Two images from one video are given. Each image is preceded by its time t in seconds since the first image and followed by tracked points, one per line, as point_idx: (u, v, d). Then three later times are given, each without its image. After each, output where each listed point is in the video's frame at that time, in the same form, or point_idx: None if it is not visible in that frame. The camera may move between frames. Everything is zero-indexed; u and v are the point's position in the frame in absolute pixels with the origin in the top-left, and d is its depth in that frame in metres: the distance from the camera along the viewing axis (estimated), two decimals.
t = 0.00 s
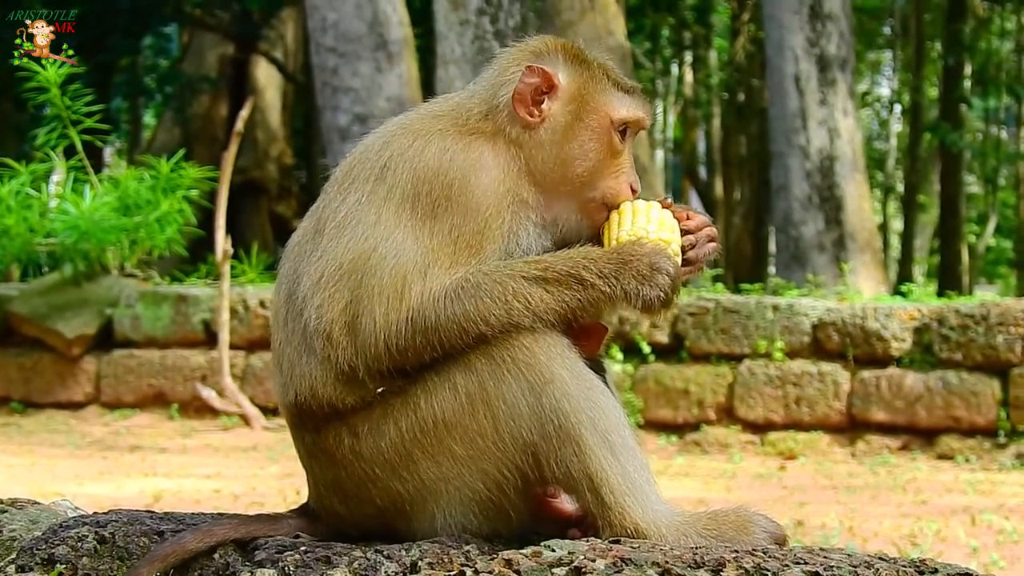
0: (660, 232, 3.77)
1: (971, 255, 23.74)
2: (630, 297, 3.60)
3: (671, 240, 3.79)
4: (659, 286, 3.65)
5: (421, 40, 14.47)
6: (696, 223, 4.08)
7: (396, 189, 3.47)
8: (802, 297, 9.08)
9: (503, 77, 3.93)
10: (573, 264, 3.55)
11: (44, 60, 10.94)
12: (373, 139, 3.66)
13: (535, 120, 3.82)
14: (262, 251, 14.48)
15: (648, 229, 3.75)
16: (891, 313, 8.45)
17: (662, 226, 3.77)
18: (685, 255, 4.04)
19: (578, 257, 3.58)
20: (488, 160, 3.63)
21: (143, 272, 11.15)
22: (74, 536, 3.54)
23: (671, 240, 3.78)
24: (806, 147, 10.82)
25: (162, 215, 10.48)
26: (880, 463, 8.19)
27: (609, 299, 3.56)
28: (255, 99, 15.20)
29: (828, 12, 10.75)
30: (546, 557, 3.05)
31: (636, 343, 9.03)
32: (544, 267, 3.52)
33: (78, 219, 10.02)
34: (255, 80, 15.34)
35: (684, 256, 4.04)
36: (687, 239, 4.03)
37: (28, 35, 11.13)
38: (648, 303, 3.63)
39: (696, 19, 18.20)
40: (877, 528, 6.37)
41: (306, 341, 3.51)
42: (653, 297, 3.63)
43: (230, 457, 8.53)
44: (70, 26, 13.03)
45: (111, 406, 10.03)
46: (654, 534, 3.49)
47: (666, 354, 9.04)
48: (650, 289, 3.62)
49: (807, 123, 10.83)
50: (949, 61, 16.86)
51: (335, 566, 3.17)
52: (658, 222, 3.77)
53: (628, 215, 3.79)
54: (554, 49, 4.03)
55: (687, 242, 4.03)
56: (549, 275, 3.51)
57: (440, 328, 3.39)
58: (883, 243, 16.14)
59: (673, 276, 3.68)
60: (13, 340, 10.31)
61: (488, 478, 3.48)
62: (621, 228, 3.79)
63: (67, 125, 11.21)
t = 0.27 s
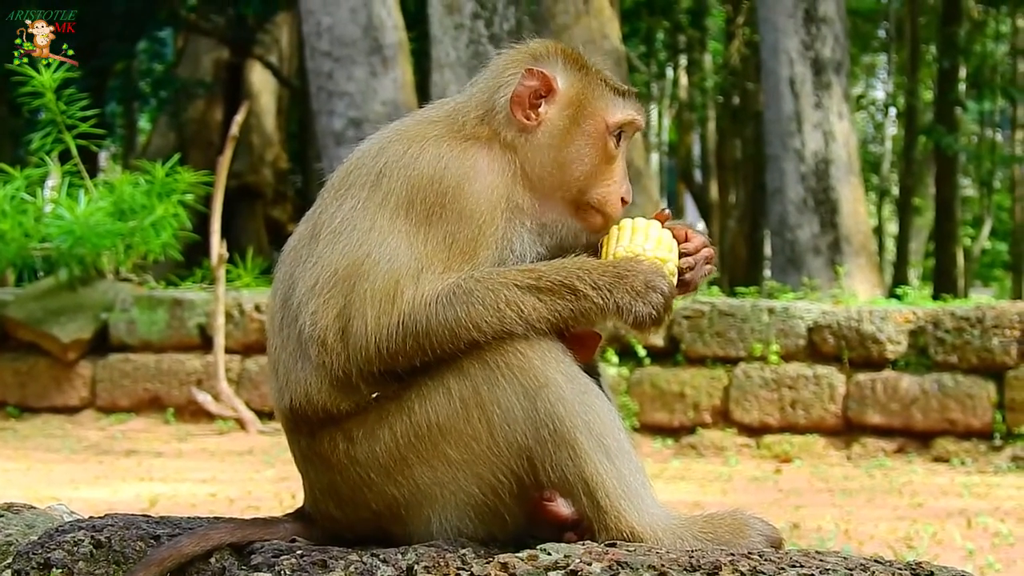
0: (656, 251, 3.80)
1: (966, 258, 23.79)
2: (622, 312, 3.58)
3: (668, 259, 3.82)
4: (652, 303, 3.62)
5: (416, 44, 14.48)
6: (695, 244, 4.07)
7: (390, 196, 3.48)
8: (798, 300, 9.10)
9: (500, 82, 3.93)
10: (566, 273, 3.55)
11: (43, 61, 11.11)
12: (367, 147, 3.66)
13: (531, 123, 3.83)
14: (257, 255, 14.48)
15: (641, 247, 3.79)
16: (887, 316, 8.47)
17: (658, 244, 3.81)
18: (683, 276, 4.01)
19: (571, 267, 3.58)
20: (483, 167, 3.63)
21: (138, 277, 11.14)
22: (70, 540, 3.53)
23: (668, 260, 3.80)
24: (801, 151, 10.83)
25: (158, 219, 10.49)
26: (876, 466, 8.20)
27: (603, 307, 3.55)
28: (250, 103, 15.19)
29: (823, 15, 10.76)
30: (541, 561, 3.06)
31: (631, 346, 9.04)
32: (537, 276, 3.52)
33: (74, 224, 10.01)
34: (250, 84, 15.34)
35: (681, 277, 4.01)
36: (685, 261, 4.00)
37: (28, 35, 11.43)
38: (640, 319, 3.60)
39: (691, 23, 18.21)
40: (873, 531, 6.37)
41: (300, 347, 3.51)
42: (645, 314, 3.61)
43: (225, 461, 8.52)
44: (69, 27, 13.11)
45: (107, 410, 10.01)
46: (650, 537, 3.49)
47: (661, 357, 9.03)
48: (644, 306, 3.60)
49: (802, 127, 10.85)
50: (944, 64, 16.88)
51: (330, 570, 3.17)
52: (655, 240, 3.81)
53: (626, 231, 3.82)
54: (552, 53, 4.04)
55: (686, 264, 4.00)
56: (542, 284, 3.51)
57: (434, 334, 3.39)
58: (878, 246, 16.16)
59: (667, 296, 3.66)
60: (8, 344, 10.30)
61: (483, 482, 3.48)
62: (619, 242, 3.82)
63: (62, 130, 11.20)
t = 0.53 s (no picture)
0: (651, 260, 3.86)
1: (961, 261, 23.84)
2: (615, 319, 3.59)
3: (662, 268, 3.85)
4: (646, 311, 3.64)
5: (410, 49, 14.48)
6: (690, 255, 4.07)
7: (384, 201, 3.47)
8: (793, 305, 9.11)
9: (496, 88, 3.93)
10: (562, 279, 3.55)
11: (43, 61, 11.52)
12: (361, 153, 3.66)
13: (532, 129, 3.84)
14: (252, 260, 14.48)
15: (635, 255, 3.85)
16: (882, 321, 8.47)
17: (653, 253, 3.88)
18: (677, 287, 3.99)
19: (566, 273, 3.58)
20: (477, 172, 3.63)
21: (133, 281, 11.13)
22: (64, 545, 3.53)
23: (663, 267, 3.85)
24: (796, 155, 10.85)
25: (153, 223, 10.48)
26: (871, 470, 8.20)
27: (597, 312, 3.55)
28: (245, 108, 15.19)
29: (818, 20, 10.78)
30: (536, 566, 3.07)
31: (626, 351, 9.06)
32: (532, 281, 3.52)
33: (69, 229, 10.01)
34: (244, 88, 15.33)
35: (676, 288, 3.98)
36: (680, 271, 3.99)
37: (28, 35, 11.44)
38: (632, 327, 3.62)
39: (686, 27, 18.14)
40: (868, 536, 6.37)
41: (294, 354, 3.51)
42: (638, 321, 3.62)
43: (220, 465, 8.51)
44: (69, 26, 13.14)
45: (101, 415, 10.00)
46: (644, 542, 3.49)
47: (655, 361, 9.06)
48: (638, 313, 3.62)
49: (796, 131, 10.86)
50: (939, 68, 16.89)
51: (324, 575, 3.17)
52: (651, 250, 3.89)
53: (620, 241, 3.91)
54: (548, 58, 4.05)
55: (681, 274, 3.99)
56: (536, 290, 3.51)
57: (428, 340, 3.39)
58: (873, 250, 16.16)
59: (661, 305, 3.67)
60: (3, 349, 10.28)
61: (477, 487, 3.48)
62: (614, 251, 3.89)
63: (57, 134, 11.19)
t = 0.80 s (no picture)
0: (650, 271, 3.87)
1: (958, 269, 23.87)
2: (614, 328, 3.60)
3: (661, 279, 3.87)
4: (646, 322, 3.65)
5: (407, 56, 14.50)
6: (687, 265, 4.07)
7: (384, 206, 3.48)
8: (789, 311, 9.11)
9: (498, 92, 3.93)
10: (562, 286, 3.56)
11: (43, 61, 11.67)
12: (361, 157, 3.66)
13: (548, 135, 3.90)
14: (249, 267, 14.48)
15: (633, 266, 3.87)
16: (878, 327, 8.49)
17: (652, 264, 3.90)
18: (675, 297, 3.99)
19: (567, 280, 3.59)
20: (478, 176, 3.63)
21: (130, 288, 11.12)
22: (62, 551, 3.52)
23: (662, 278, 3.87)
24: (792, 161, 10.88)
25: (149, 231, 10.49)
26: (868, 476, 8.21)
27: (598, 319, 3.56)
28: (242, 115, 15.21)
29: (814, 26, 10.80)
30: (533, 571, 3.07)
31: (623, 358, 9.08)
32: (532, 287, 3.52)
33: (66, 236, 10.02)
34: (241, 95, 15.35)
35: (673, 298, 3.99)
36: (676, 281, 3.99)
37: (28, 36, 11.58)
38: (633, 337, 3.63)
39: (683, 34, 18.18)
40: (865, 542, 6.37)
41: (292, 359, 3.51)
42: (638, 331, 3.63)
43: (217, 472, 8.51)
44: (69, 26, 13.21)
45: (99, 422, 9.99)
46: (640, 547, 3.49)
47: (652, 368, 9.08)
48: (639, 324, 3.63)
49: (793, 138, 10.89)
50: (935, 75, 16.92)
51: None
52: (648, 261, 3.91)
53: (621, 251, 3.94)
54: (553, 59, 4.09)
55: (679, 283, 3.99)
56: (536, 296, 3.51)
57: (427, 344, 3.40)
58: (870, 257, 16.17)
59: (661, 315, 3.68)
60: None
61: (474, 493, 3.49)
62: (613, 262, 3.93)
63: (53, 142, 11.20)
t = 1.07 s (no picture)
0: (650, 278, 3.88)
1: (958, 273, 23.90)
2: (615, 333, 3.61)
3: (660, 286, 3.87)
4: (647, 328, 3.66)
5: (406, 61, 14.52)
6: (684, 273, 4.05)
7: (385, 209, 3.48)
8: (788, 315, 9.11)
9: (500, 94, 3.94)
10: (563, 290, 3.57)
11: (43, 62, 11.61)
12: (362, 161, 3.67)
13: (547, 136, 3.92)
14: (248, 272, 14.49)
15: (633, 273, 3.88)
16: (878, 332, 8.49)
17: (651, 272, 3.90)
18: (673, 304, 3.99)
19: (568, 284, 3.59)
20: (480, 179, 3.63)
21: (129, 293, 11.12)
22: (62, 556, 3.53)
23: (661, 285, 3.87)
24: (791, 166, 10.89)
25: (148, 236, 10.48)
26: (867, 481, 8.21)
27: (599, 324, 3.56)
28: (241, 120, 15.23)
29: (813, 31, 10.80)
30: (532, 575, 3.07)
31: (622, 363, 9.08)
32: (533, 291, 3.53)
33: (65, 241, 10.01)
34: (240, 100, 15.37)
35: (672, 305, 3.98)
36: (675, 289, 3.98)
37: (28, 35, 11.54)
38: (634, 343, 3.65)
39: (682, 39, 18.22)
40: (864, 547, 6.38)
41: (292, 362, 3.51)
42: (639, 337, 3.65)
43: (216, 477, 8.51)
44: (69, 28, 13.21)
45: (98, 427, 9.99)
46: (639, 551, 3.50)
47: (652, 372, 9.06)
48: (640, 329, 3.65)
49: (792, 142, 10.90)
50: (935, 80, 16.93)
51: None
52: (648, 268, 3.91)
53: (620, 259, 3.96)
54: (549, 60, 4.11)
55: (676, 291, 3.99)
56: (538, 300, 3.52)
57: (427, 347, 3.40)
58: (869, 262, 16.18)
59: (661, 322, 3.70)
60: None
61: (473, 497, 3.49)
62: (611, 269, 3.94)
63: (53, 147, 11.19)
